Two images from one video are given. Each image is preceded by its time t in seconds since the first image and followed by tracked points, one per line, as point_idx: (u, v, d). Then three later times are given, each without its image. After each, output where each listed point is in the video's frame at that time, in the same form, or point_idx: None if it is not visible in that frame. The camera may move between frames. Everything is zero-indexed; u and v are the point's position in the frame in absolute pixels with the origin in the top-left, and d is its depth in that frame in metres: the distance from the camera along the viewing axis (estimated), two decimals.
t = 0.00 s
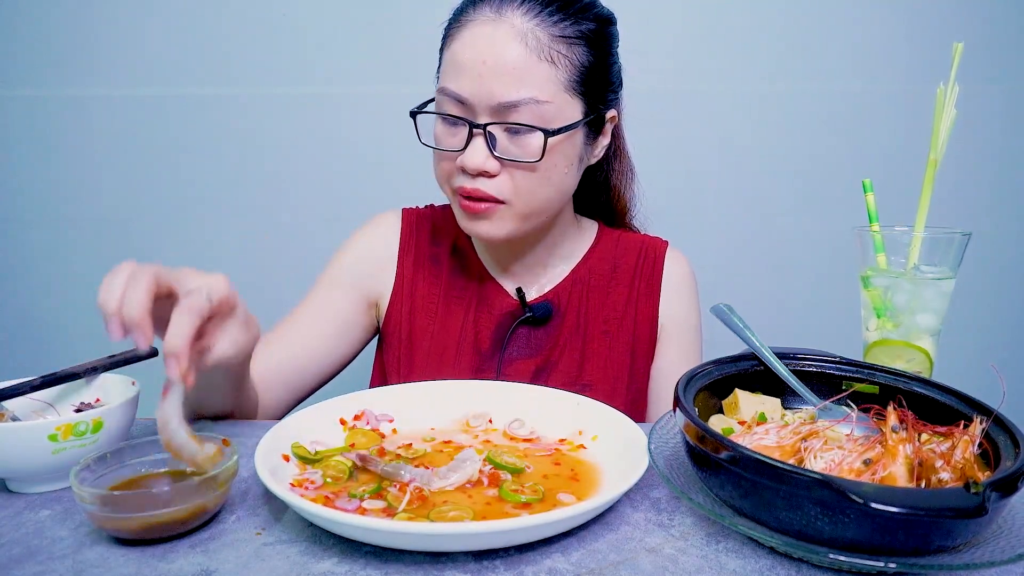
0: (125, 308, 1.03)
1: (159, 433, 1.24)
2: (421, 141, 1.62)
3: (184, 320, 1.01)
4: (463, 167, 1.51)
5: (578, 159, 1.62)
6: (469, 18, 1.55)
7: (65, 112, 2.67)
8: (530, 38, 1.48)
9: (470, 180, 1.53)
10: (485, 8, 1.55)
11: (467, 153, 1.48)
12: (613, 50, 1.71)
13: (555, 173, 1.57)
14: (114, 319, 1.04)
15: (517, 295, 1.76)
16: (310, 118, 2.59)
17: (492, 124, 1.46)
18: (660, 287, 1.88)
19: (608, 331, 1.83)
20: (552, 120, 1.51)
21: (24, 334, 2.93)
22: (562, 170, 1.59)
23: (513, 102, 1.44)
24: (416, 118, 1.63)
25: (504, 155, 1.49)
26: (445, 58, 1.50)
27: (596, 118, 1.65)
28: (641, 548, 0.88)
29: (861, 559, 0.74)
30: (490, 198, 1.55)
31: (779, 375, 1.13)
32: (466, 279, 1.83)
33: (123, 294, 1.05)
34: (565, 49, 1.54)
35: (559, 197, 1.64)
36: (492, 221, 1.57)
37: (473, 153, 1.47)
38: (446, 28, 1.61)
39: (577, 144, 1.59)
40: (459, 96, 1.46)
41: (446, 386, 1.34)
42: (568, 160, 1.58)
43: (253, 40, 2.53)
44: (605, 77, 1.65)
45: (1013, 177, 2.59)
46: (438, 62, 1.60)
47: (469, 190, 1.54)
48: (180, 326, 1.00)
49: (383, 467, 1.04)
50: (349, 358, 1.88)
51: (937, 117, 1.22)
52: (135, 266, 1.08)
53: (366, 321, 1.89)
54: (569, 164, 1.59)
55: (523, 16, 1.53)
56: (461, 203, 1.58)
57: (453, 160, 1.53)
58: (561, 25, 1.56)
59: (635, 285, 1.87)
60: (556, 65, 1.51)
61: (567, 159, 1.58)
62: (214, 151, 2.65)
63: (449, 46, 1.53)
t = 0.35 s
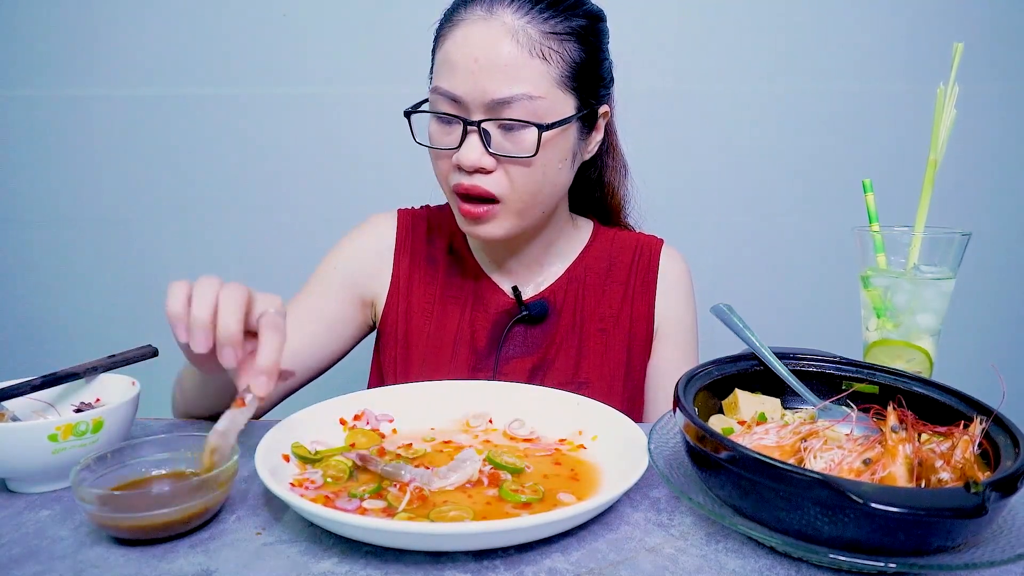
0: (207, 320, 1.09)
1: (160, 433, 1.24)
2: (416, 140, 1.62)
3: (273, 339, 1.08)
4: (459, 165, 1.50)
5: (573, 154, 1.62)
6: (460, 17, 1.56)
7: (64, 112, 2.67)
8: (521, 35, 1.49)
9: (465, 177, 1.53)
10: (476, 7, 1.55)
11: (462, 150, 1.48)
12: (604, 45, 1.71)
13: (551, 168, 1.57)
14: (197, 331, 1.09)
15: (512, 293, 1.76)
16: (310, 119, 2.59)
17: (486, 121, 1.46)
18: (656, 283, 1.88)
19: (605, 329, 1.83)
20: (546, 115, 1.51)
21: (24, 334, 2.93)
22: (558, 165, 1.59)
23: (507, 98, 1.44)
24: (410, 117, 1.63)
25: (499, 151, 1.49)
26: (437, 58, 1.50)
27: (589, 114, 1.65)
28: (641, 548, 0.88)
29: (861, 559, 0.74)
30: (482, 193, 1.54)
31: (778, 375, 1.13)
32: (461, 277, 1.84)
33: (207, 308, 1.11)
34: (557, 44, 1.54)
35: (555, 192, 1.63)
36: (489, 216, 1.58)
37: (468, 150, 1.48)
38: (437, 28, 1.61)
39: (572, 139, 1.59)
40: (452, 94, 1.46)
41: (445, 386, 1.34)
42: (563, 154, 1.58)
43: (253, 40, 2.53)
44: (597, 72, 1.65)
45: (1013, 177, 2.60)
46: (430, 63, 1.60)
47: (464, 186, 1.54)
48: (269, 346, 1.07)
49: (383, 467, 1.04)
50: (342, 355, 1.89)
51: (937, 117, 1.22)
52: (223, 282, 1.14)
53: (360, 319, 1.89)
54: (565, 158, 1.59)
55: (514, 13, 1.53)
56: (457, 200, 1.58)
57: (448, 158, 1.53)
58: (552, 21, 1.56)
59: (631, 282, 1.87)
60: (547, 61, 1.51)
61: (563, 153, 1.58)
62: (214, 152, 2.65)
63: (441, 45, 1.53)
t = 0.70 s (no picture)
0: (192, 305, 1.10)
1: (160, 433, 1.24)
2: (422, 137, 1.61)
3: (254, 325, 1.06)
4: (468, 159, 1.50)
5: (580, 148, 1.63)
6: (465, 13, 1.56)
7: (65, 112, 2.67)
8: (529, 30, 1.49)
9: (476, 172, 1.52)
10: (481, 4, 1.56)
11: (473, 145, 1.47)
12: (607, 40, 1.72)
13: (561, 162, 1.57)
14: (181, 312, 1.09)
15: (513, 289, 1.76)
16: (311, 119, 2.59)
17: (497, 115, 1.46)
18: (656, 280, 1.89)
19: (605, 327, 1.83)
20: (556, 108, 1.52)
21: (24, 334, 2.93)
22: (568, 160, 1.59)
23: (517, 92, 1.45)
24: (416, 114, 1.62)
25: (510, 145, 1.49)
26: (445, 54, 1.50)
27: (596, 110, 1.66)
28: (641, 548, 0.88)
29: (861, 559, 0.74)
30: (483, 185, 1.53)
31: (778, 375, 1.13)
32: (460, 275, 1.84)
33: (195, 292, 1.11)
34: (564, 39, 1.54)
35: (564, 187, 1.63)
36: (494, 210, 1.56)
37: (479, 145, 1.47)
38: (441, 25, 1.61)
39: (580, 133, 1.60)
40: (462, 89, 1.46)
41: (444, 386, 1.34)
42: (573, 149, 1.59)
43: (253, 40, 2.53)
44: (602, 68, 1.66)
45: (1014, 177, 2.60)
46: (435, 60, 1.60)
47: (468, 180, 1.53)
48: (249, 332, 1.03)
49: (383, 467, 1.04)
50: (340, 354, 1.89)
51: (937, 117, 1.22)
52: (209, 267, 1.14)
53: (360, 319, 1.90)
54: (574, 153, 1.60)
55: (521, 9, 1.54)
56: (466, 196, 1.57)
57: (457, 154, 1.52)
58: (558, 17, 1.57)
59: (630, 279, 1.87)
60: (556, 56, 1.51)
61: (572, 148, 1.58)
62: (214, 152, 2.65)
63: (447, 41, 1.53)
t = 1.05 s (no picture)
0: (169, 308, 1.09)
1: (159, 433, 1.24)
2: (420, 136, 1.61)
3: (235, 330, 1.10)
4: (467, 158, 1.49)
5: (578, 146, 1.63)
6: (461, 11, 1.55)
7: (65, 112, 2.67)
8: (526, 27, 1.49)
9: (475, 170, 1.51)
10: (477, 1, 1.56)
11: (471, 143, 1.47)
12: (602, 36, 1.73)
13: (560, 159, 1.57)
14: (161, 315, 1.08)
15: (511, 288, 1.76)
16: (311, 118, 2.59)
17: (496, 112, 1.46)
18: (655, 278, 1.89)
19: (604, 326, 1.83)
20: (554, 105, 1.52)
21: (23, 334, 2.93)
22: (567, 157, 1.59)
23: (516, 89, 1.45)
24: (415, 113, 1.63)
25: (508, 142, 1.49)
26: (441, 52, 1.50)
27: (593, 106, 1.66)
28: (641, 548, 0.88)
29: (861, 560, 0.74)
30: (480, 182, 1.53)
31: (779, 376, 1.13)
32: (457, 274, 1.83)
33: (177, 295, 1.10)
34: (560, 35, 1.54)
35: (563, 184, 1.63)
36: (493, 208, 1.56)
37: (478, 143, 1.47)
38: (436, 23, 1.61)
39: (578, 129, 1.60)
40: (460, 87, 1.46)
41: (444, 386, 1.34)
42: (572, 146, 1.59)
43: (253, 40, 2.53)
44: (598, 64, 1.67)
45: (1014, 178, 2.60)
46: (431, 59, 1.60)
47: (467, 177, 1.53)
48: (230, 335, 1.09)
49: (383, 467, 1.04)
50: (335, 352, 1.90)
51: (937, 117, 1.22)
52: (190, 266, 1.12)
53: (358, 318, 1.90)
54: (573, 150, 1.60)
55: (517, 6, 1.54)
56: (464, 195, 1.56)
57: (455, 152, 1.52)
58: (554, 13, 1.56)
59: (629, 278, 1.87)
60: (553, 52, 1.51)
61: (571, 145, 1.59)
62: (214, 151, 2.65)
63: (443, 39, 1.52)
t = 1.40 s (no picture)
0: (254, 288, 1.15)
1: (159, 433, 1.24)
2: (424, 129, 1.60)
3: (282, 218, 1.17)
4: (474, 149, 1.49)
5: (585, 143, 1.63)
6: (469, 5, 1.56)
7: (66, 112, 2.67)
8: (536, 20, 1.50)
9: (482, 162, 1.50)
10: None
11: (479, 134, 1.47)
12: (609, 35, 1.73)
13: (569, 153, 1.57)
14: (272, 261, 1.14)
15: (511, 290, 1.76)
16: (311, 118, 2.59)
17: (505, 104, 1.46)
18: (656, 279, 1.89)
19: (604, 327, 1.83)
20: (563, 99, 1.52)
21: (23, 334, 2.93)
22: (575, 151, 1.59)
23: (526, 80, 1.45)
24: (420, 107, 1.62)
25: (517, 134, 1.48)
26: (449, 45, 1.50)
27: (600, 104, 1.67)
28: (641, 548, 0.88)
29: (861, 559, 0.74)
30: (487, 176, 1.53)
31: (779, 375, 1.13)
32: (458, 275, 1.83)
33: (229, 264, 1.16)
34: (570, 30, 1.55)
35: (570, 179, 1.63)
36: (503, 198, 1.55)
37: (486, 134, 1.46)
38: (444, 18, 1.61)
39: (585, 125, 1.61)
40: (468, 79, 1.46)
41: (443, 386, 1.34)
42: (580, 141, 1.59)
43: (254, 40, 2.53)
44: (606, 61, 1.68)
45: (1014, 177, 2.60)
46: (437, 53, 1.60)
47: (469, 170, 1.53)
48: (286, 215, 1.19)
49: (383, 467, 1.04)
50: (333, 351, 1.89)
51: (937, 117, 1.22)
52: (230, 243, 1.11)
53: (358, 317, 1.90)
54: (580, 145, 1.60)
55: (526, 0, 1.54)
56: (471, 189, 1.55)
57: (462, 144, 1.51)
58: (563, 9, 1.57)
59: (630, 279, 1.87)
60: (563, 46, 1.52)
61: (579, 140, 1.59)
62: (214, 151, 2.65)
63: (451, 32, 1.53)
